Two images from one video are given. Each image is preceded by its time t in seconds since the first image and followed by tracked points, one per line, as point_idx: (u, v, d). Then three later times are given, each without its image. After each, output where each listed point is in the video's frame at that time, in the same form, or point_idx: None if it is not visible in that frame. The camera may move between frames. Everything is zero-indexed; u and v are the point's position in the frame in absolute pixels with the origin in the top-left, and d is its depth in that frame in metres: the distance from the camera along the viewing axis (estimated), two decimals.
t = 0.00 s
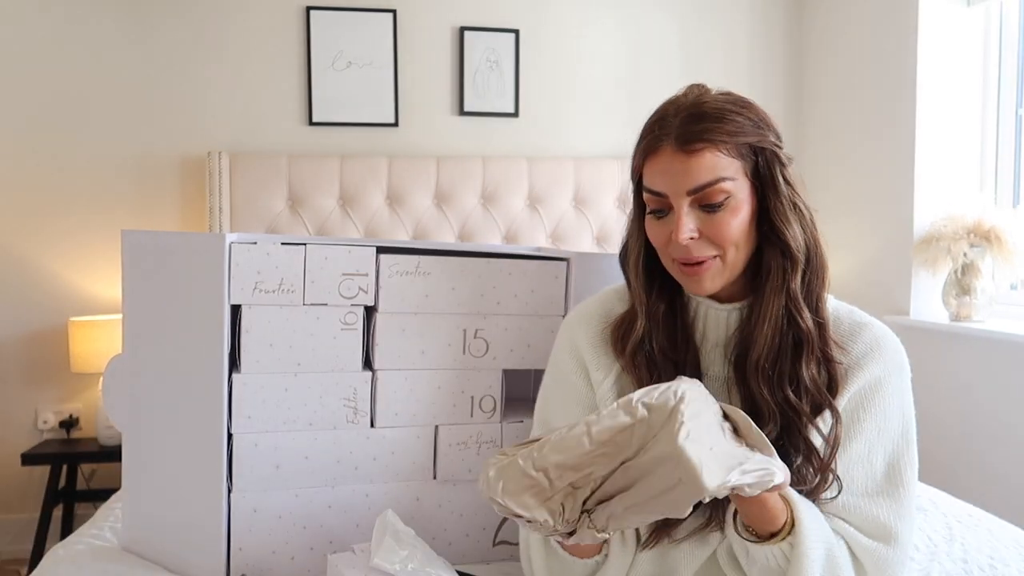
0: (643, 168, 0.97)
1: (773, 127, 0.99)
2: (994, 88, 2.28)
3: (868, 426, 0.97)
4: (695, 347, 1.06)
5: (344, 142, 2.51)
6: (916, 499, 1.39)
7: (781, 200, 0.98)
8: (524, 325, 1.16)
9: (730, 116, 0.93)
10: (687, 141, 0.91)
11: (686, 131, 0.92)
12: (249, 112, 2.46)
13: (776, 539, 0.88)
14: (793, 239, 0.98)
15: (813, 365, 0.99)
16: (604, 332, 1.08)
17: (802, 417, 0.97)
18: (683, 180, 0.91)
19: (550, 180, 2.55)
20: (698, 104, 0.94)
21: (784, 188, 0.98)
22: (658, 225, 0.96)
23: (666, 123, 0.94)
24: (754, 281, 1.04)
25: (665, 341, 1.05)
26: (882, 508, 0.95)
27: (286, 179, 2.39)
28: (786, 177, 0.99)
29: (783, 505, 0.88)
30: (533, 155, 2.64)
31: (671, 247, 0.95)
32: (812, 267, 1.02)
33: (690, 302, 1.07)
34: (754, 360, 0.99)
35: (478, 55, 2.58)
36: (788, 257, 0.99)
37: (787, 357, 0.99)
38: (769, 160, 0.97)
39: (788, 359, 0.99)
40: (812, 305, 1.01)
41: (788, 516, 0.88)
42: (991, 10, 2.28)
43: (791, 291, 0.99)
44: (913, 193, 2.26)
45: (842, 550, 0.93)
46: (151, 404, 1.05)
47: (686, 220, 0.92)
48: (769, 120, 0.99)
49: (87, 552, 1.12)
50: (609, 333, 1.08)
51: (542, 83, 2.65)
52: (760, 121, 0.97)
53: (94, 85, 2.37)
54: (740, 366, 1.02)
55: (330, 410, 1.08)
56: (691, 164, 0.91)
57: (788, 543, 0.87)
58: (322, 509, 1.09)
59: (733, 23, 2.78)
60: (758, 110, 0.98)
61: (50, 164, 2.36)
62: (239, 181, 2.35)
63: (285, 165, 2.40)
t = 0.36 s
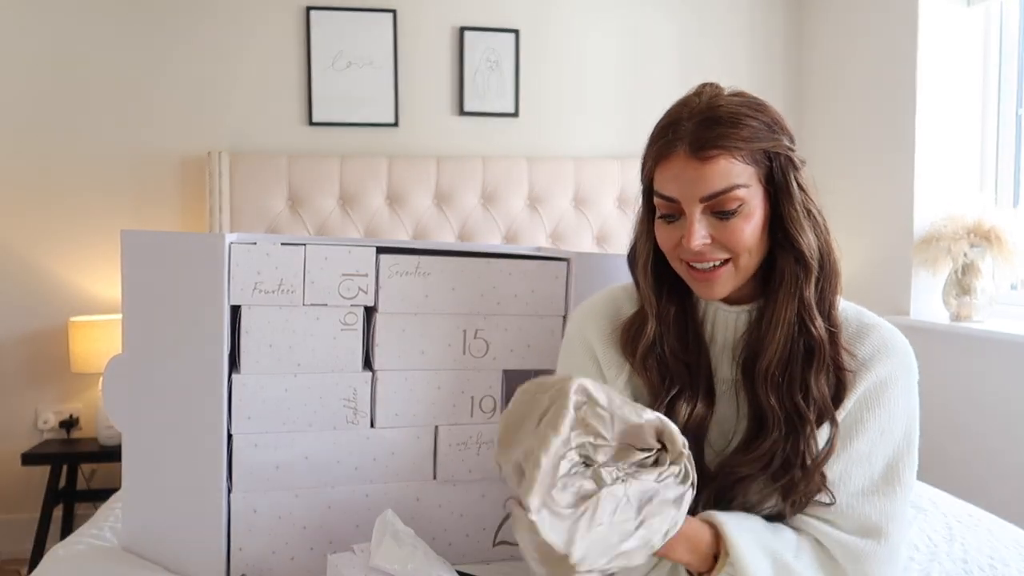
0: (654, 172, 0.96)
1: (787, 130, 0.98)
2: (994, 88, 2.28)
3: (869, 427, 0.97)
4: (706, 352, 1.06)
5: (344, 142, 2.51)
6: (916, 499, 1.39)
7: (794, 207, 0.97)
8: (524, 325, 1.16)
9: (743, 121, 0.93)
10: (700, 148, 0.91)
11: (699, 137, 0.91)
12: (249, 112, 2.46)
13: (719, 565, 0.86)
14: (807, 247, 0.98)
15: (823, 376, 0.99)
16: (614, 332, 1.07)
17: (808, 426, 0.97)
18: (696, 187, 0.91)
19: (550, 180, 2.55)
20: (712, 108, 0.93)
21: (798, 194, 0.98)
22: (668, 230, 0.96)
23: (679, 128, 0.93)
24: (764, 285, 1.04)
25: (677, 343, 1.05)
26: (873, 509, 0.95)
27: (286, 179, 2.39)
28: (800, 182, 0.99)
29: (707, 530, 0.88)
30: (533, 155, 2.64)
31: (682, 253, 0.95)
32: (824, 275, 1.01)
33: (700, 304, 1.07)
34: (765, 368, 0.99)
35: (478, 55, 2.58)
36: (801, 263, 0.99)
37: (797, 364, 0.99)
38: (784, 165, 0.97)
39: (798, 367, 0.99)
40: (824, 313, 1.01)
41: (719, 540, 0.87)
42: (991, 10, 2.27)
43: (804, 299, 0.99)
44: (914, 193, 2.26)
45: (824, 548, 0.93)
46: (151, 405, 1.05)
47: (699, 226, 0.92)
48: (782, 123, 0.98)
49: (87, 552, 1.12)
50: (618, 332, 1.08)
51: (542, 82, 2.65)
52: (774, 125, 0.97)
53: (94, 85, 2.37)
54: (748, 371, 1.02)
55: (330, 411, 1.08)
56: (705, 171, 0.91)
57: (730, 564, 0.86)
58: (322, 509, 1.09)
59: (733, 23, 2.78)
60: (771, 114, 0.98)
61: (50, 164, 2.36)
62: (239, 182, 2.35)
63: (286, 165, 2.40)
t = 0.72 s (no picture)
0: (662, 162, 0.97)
1: (794, 129, 0.99)
2: (994, 88, 2.28)
3: (867, 421, 0.97)
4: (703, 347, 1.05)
5: (344, 142, 2.51)
6: (915, 499, 1.39)
7: (798, 203, 0.97)
8: (523, 325, 1.16)
9: (751, 115, 0.94)
10: (709, 137, 0.91)
11: (708, 128, 0.92)
12: (249, 113, 2.46)
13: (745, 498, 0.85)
14: (807, 244, 0.97)
15: (820, 372, 0.97)
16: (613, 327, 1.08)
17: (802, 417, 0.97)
18: (704, 176, 0.91)
19: (550, 180, 2.55)
20: (722, 100, 0.94)
21: (802, 189, 0.98)
22: (674, 220, 0.96)
23: (688, 118, 0.94)
24: (764, 282, 1.03)
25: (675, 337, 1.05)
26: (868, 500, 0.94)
27: (286, 179, 2.39)
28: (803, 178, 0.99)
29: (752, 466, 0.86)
30: (533, 155, 2.64)
31: (686, 243, 0.94)
32: (825, 271, 1.01)
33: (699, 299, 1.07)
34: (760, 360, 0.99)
35: (478, 55, 2.58)
36: (803, 259, 0.98)
37: (794, 356, 0.98)
38: (790, 161, 0.97)
39: (792, 361, 0.98)
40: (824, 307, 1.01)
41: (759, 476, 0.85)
42: (991, 10, 2.27)
43: (804, 294, 0.98)
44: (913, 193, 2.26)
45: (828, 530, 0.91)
46: (151, 404, 1.05)
47: (704, 216, 0.92)
48: (789, 122, 0.99)
49: (87, 552, 1.12)
50: (617, 334, 1.07)
51: (542, 82, 2.65)
52: (781, 122, 0.98)
53: (94, 85, 2.37)
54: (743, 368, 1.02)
55: (330, 411, 1.08)
56: (713, 160, 0.91)
57: (759, 503, 0.84)
58: (322, 509, 1.09)
59: (733, 23, 2.79)
60: (779, 111, 0.99)
61: (50, 163, 2.36)
62: (239, 182, 2.35)
63: (285, 165, 2.40)
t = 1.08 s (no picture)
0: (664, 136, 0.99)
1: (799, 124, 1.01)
2: (994, 88, 2.28)
3: (847, 399, 0.90)
4: (687, 335, 1.05)
5: (344, 143, 2.51)
6: (915, 499, 1.38)
7: (792, 190, 0.98)
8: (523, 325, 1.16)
9: (756, 99, 0.96)
10: (710, 110, 0.94)
11: (710, 102, 0.94)
12: (249, 113, 2.46)
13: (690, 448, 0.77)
14: (797, 231, 0.98)
15: (792, 351, 0.94)
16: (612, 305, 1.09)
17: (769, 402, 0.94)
18: (699, 146, 0.93)
19: (551, 180, 2.55)
20: (729, 81, 0.97)
21: (798, 179, 0.98)
22: (666, 192, 0.97)
23: (694, 93, 0.97)
24: (750, 274, 1.03)
25: (665, 320, 1.05)
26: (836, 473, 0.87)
27: (287, 179, 2.39)
28: (801, 171, 0.99)
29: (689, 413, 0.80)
30: (533, 155, 2.64)
31: (673, 214, 0.95)
32: (810, 267, 1.00)
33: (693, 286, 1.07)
34: (735, 347, 0.98)
35: (478, 55, 2.58)
36: (791, 247, 0.98)
37: (772, 344, 0.97)
38: (789, 150, 0.98)
39: (769, 346, 0.97)
40: (804, 297, 0.99)
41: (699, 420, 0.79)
42: (991, 9, 2.27)
43: (788, 280, 0.97)
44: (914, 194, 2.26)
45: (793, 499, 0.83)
46: (152, 404, 1.05)
47: (692, 185, 0.93)
48: (795, 117, 1.01)
49: (86, 552, 1.12)
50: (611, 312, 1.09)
51: (543, 83, 2.65)
52: (787, 116, 0.99)
53: (94, 85, 2.37)
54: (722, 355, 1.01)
55: (330, 410, 1.08)
56: (710, 132, 0.93)
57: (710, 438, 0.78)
58: (322, 509, 1.09)
59: (733, 23, 2.78)
60: (788, 107, 1.00)
61: (50, 163, 2.36)
62: (239, 182, 2.36)
63: (286, 165, 2.40)
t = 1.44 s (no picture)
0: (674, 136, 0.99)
1: (808, 127, 1.01)
2: (994, 88, 2.28)
3: (848, 412, 0.90)
4: (690, 337, 1.05)
5: (344, 143, 2.51)
6: (915, 499, 1.38)
7: (801, 194, 0.98)
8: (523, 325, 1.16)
9: (767, 101, 0.96)
10: (720, 111, 0.94)
11: (721, 103, 0.94)
12: (249, 113, 2.46)
13: (691, 481, 0.80)
14: (805, 235, 0.98)
15: (796, 358, 0.94)
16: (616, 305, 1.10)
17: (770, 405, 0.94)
18: (709, 147, 0.93)
19: (551, 180, 2.55)
20: (740, 83, 0.97)
21: (806, 181, 0.98)
22: (675, 192, 0.97)
23: (705, 95, 0.97)
24: (755, 277, 1.03)
25: (668, 321, 1.06)
26: (834, 487, 0.87)
27: (286, 179, 2.39)
28: (809, 175, 0.99)
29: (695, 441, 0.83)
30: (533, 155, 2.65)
31: (681, 215, 0.95)
32: (818, 271, 1.00)
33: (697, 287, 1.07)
34: (740, 350, 0.99)
35: (478, 55, 2.58)
36: (798, 250, 0.98)
37: (777, 348, 0.97)
38: (798, 153, 0.98)
39: (774, 351, 0.97)
40: (810, 302, 0.99)
41: (705, 450, 0.82)
42: (991, 9, 2.27)
43: (795, 283, 0.97)
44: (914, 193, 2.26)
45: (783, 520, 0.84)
46: (152, 405, 1.05)
47: (702, 185, 0.93)
48: (805, 121, 1.01)
49: (86, 552, 1.12)
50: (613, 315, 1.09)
51: (543, 82, 2.65)
52: (797, 119, 0.99)
53: (94, 84, 2.37)
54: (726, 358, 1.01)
55: (330, 410, 1.08)
56: (720, 133, 0.93)
57: (708, 477, 0.80)
58: (322, 509, 1.09)
59: (733, 23, 2.78)
60: (797, 110, 1.01)
61: (50, 163, 2.36)
62: (239, 182, 2.36)
63: (285, 165, 2.40)
